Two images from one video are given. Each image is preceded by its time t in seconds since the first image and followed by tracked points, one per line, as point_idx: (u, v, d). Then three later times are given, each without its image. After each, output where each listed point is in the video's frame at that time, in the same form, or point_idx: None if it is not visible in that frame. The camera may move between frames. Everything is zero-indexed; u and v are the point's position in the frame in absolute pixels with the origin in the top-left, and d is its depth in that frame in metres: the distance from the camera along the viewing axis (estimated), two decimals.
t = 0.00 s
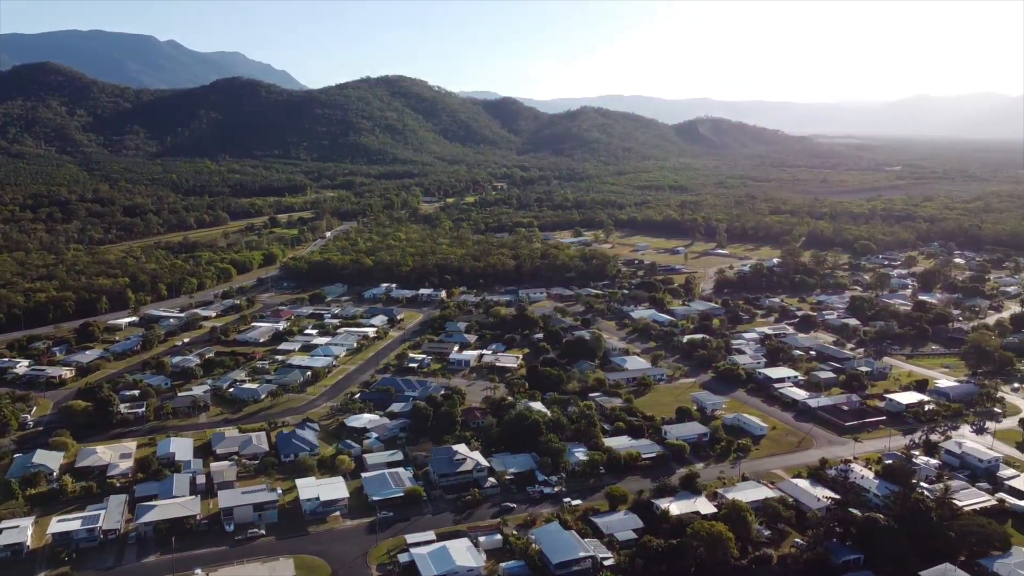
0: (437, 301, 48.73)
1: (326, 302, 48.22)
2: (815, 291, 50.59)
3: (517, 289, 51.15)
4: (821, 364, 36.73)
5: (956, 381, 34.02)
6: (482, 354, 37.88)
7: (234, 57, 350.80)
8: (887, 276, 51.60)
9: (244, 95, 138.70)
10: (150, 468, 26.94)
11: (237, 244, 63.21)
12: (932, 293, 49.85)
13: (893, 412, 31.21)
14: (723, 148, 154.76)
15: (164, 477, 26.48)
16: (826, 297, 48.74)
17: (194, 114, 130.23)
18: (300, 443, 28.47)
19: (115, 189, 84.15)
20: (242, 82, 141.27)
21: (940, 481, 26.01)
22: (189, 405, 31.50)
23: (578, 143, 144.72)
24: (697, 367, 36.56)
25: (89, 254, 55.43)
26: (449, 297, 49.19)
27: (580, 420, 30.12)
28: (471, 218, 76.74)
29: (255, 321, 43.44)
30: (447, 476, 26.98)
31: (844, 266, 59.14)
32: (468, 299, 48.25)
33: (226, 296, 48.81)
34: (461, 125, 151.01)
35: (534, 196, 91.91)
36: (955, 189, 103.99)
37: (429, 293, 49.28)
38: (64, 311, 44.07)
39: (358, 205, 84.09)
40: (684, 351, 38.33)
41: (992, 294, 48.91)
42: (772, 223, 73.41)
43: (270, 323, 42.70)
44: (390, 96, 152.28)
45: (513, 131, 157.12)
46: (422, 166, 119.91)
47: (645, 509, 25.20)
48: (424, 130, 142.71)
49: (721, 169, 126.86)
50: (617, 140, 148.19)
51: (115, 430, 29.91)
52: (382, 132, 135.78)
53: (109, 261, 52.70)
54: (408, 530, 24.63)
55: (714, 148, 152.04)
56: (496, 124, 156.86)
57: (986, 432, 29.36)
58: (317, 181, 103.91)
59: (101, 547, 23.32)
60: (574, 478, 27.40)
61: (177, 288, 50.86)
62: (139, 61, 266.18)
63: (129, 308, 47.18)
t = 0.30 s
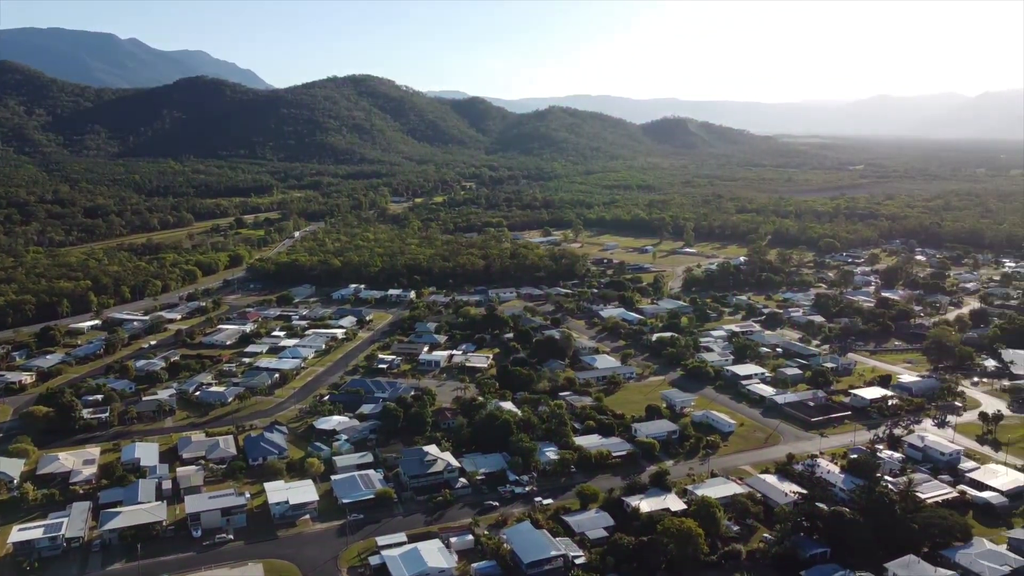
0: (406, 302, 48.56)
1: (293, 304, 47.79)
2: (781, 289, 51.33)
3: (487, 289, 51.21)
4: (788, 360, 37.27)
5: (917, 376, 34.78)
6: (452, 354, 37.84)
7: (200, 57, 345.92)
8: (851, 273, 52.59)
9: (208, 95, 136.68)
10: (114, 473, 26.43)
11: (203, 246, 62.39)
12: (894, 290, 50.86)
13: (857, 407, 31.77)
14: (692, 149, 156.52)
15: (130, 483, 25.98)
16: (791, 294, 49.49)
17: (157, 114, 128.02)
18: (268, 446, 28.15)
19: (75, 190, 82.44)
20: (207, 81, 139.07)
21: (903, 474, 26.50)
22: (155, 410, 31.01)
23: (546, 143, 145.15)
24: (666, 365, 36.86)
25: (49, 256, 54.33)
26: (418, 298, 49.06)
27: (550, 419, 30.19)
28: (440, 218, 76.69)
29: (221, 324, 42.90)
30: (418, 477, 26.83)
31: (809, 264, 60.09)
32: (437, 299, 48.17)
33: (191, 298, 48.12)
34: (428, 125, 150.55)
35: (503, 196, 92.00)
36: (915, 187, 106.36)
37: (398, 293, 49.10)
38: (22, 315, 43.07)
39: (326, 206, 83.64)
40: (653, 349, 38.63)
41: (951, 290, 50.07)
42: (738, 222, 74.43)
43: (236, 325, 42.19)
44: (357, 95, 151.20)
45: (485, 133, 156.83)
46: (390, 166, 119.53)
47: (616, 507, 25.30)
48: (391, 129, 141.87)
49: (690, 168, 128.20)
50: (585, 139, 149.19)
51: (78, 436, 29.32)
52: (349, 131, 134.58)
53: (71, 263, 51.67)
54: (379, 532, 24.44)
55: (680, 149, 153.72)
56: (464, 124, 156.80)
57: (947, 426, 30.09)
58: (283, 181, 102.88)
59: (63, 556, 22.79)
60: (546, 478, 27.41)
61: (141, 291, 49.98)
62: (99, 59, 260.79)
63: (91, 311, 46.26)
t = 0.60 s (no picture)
0: (375, 303, 48.35)
1: (260, 305, 47.32)
2: (747, 287, 52.00)
3: (456, 290, 51.20)
4: (755, 357, 37.76)
5: (881, 371, 35.47)
6: (421, 355, 37.78)
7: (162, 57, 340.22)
8: (815, 271, 53.50)
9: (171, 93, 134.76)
10: (77, 481, 25.89)
11: (167, 248, 61.51)
12: (857, 287, 51.84)
13: (823, 403, 32.29)
14: (660, 149, 158.03)
15: (93, 489, 25.47)
16: (758, 292, 50.18)
17: (118, 113, 125.90)
18: (235, 450, 27.80)
19: (34, 192, 80.67)
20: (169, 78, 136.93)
21: (868, 468, 26.96)
22: (118, 415, 30.47)
23: (514, 142, 145.47)
24: (636, 364, 37.12)
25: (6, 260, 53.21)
26: (387, 299, 48.88)
27: (520, 419, 30.23)
28: (408, 218, 76.53)
29: (186, 327, 42.30)
30: (388, 479, 26.67)
31: (774, 262, 60.96)
32: (406, 300, 48.05)
33: (155, 301, 47.39)
34: (395, 124, 149.77)
35: (471, 196, 92.04)
36: (877, 185, 108.49)
37: (366, 294, 48.86)
38: None
39: (292, 206, 82.99)
40: (622, 348, 38.90)
41: (911, 286, 51.13)
42: (705, 221, 75.33)
43: (202, 328, 41.63)
44: (324, 95, 149.86)
45: (452, 134, 156.49)
46: (358, 166, 118.94)
47: (586, 505, 25.40)
48: (358, 129, 140.92)
49: (660, 168, 129.31)
50: (554, 139, 149.98)
51: (39, 443, 28.69)
52: (315, 131, 133.36)
53: (29, 266, 50.57)
54: (349, 535, 24.23)
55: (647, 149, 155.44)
56: (431, 125, 156.65)
57: (909, 420, 30.73)
58: (249, 182, 101.82)
59: (24, 565, 22.23)
60: (517, 477, 27.42)
61: (103, 294, 49.06)
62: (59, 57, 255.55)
63: (51, 315, 45.31)
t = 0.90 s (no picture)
0: (343, 304, 48.07)
1: (226, 308, 46.79)
2: (715, 285, 52.56)
3: (425, 290, 51.08)
4: (723, 355, 38.19)
5: (845, 367, 36.07)
6: (391, 356, 37.68)
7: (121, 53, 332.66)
8: (780, 268, 54.24)
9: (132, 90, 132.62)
10: (38, 488, 25.32)
11: (130, 250, 60.57)
12: (821, 284, 52.69)
13: (789, 399, 32.72)
14: (628, 149, 159.21)
15: (55, 497, 24.92)
16: (725, 290, 50.76)
17: (78, 112, 124.02)
18: (202, 455, 27.41)
19: None
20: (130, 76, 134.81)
21: (834, 463, 27.37)
22: (80, 420, 29.92)
23: (482, 142, 145.49)
24: (605, 363, 37.34)
25: None
26: (356, 300, 48.60)
27: (491, 419, 30.23)
28: (376, 218, 76.24)
29: (150, 330, 41.66)
30: (358, 481, 26.48)
31: (741, 259, 61.68)
32: (374, 301, 47.86)
33: (118, 304, 46.61)
34: (362, 124, 148.55)
35: (440, 196, 91.88)
36: (840, 184, 110.43)
37: (334, 296, 48.54)
38: None
39: (258, 207, 82.15)
40: (592, 347, 39.12)
41: (874, 283, 52.11)
42: (672, 220, 76.07)
43: (167, 331, 41.03)
44: (289, 94, 147.90)
45: (420, 133, 155.76)
46: (325, 166, 118.07)
47: (557, 504, 25.45)
48: (324, 129, 139.38)
49: (630, 168, 130.06)
50: (522, 139, 150.44)
51: None
52: (281, 131, 131.82)
53: None
54: (318, 539, 24.00)
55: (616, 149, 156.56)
56: (399, 125, 155.96)
57: (873, 415, 31.29)
58: (214, 182, 100.45)
59: None
60: (487, 478, 27.41)
61: (64, 297, 48.07)
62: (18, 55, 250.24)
63: (9, 319, 44.31)
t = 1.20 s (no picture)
0: (312, 305, 47.75)
1: (192, 310, 46.25)
2: (684, 284, 53.02)
3: (395, 291, 50.94)
4: (692, 353, 38.59)
5: (812, 364, 36.64)
6: (361, 357, 37.54)
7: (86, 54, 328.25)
8: (747, 267, 54.90)
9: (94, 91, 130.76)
10: None
11: (93, 252, 59.66)
12: (788, 282, 53.46)
13: (758, 396, 33.11)
14: (597, 149, 160.11)
15: (16, 505, 24.35)
16: (694, 288, 51.27)
17: (39, 113, 122.48)
18: (169, 460, 27.01)
19: None
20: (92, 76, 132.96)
21: (802, 458, 27.73)
22: (43, 427, 29.36)
23: (451, 142, 145.37)
24: (576, 362, 37.51)
25: None
26: (325, 301, 48.29)
27: (462, 419, 30.23)
28: (345, 219, 75.91)
29: (114, 333, 41.02)
30: (328, 484, 26.27)
31: (709, 258, 62.33)
32: (344, 302, 47.62)
33: (80, 308, 45.86)
34: (330, 125, 147.33)
35: (409, 196, 91.67)
36: (804, 183, 112.22)
37: (303, 297, 48.19)
38: None
39: (225, 207, 81.23)
40: (562, 347, 39.29)
41: (839, 281, 52.99)
42: (641, 220, 76.72)
43: (131, 335, 40.42)
44: (255, 93, 145.94)
45: (391, 133, 155.01)
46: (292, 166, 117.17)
47: (529, 504, 25.46)
48: (291, 129, 137.74)
49: (602, 168, 130.66)
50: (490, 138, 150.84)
51: None
52: (247, 131, 130.23)
53: None
54: (288, 542, 23.75)
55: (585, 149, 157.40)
56: (368, 125, 155.12)
57: (840, 411, 31.80)
58: (179, 183, 99.04)
59: None
60: (459, 478, 27.35)
61: (25, 301, 47.09)
62: None
63: None
